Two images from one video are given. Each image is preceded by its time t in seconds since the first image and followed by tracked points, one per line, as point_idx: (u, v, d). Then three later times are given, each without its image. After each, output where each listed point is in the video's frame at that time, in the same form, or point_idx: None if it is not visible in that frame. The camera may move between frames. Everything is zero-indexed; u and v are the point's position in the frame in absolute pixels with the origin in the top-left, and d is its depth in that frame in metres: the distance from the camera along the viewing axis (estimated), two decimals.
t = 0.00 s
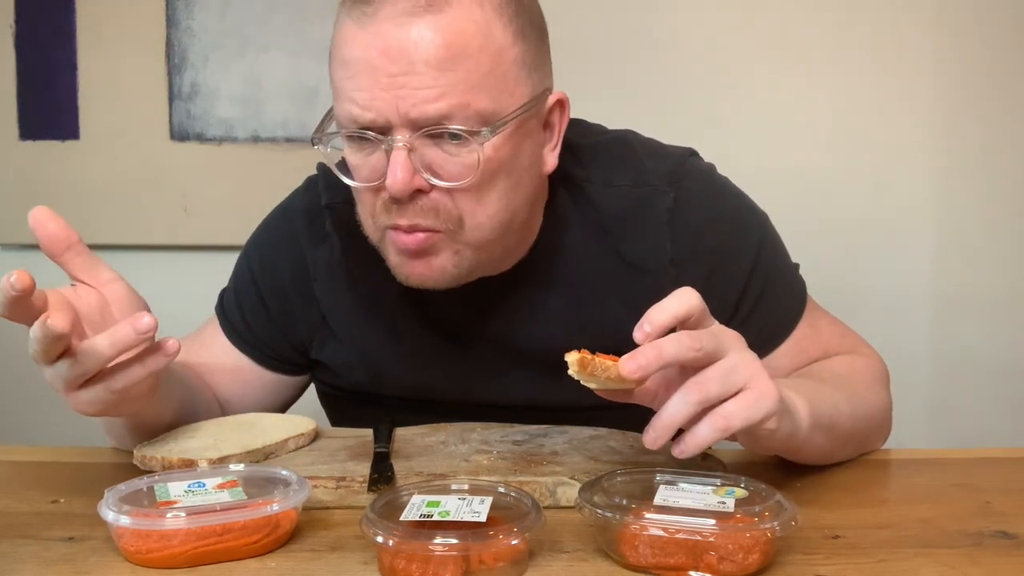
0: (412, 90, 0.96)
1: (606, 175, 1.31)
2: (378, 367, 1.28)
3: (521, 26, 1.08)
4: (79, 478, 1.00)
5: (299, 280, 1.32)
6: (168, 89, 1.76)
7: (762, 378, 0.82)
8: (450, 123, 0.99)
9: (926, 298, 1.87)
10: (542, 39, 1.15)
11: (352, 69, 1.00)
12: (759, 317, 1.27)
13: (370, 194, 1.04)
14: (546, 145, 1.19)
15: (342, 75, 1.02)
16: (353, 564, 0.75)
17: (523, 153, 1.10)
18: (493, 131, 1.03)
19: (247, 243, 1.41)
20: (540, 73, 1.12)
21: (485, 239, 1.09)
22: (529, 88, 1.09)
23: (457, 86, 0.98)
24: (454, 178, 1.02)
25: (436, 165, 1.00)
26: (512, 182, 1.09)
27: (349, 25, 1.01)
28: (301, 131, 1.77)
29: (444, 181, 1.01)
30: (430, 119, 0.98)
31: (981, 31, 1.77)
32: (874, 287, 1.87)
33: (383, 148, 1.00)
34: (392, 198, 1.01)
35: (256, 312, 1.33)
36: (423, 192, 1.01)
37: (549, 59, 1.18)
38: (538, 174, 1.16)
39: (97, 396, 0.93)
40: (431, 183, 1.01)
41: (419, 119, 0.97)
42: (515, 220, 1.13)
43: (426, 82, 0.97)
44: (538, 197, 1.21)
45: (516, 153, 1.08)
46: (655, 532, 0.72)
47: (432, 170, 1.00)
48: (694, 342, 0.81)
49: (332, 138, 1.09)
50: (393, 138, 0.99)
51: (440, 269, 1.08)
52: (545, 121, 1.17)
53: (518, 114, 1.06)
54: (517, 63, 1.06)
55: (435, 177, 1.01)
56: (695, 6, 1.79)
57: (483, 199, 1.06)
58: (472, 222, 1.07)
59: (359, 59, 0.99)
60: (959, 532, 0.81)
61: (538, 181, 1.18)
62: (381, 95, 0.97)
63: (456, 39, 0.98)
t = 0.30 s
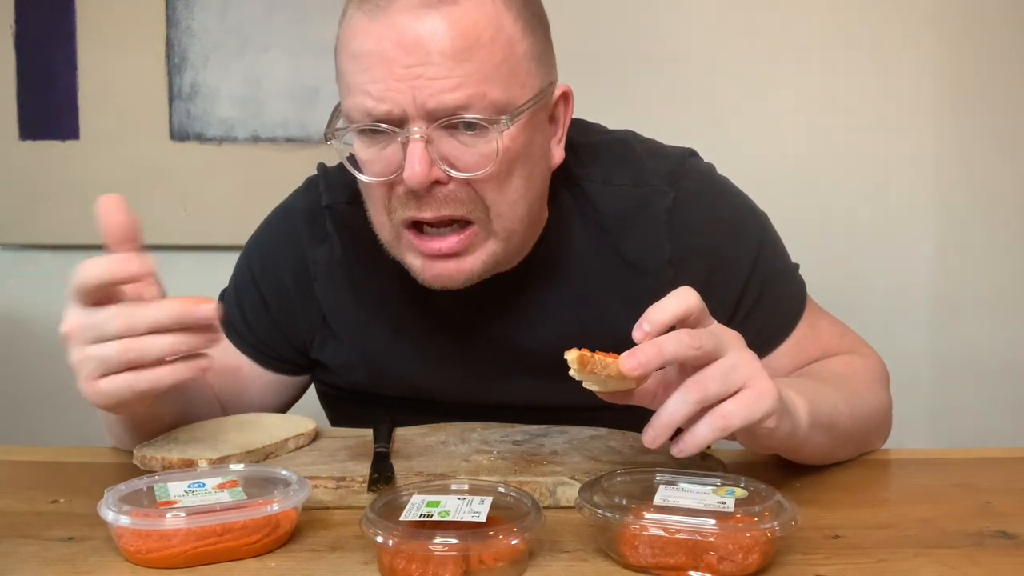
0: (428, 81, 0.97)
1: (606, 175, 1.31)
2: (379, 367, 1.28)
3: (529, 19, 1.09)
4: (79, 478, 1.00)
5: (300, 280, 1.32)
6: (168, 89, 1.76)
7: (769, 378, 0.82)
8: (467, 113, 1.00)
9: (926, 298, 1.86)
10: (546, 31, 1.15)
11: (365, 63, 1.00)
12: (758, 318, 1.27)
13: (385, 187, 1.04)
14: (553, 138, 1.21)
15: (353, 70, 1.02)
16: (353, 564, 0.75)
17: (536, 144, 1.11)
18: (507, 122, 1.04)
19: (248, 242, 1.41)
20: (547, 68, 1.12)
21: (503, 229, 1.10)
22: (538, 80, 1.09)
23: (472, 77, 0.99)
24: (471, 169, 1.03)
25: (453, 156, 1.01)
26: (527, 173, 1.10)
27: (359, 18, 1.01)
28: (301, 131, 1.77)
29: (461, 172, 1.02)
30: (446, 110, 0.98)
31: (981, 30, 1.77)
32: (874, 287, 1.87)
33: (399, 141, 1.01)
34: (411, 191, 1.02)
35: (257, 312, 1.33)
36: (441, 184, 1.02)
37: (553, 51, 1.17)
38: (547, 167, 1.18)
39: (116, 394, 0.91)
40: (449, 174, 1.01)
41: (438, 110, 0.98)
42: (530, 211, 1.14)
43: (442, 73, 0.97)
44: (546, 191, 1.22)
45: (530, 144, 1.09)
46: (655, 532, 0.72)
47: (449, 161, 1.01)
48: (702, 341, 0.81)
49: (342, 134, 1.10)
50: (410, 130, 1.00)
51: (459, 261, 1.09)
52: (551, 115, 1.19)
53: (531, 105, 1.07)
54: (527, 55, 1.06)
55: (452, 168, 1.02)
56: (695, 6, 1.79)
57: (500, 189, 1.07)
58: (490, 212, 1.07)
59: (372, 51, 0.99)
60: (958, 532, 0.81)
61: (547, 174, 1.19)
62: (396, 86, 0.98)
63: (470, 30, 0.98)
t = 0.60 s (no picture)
0: (409, 81, 0.96)
1: (605, 174, 1.31)
2: (378, 366, 1.27)
3: (523, 22, 1.09)
4: (80, 478, 1.00)
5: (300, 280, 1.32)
6: (168, 89, 1.76)
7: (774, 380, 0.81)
8: (446, 115, 0.99)
9: (927, 298, 1.86)
10: (545, 38, 1.16)
11: (352, 61, 1.00)
12: (757, 318, 1.27)
13: (365, 185, 1.03)
14: (546, 141, 1.20)
15: (342, 66, 1.02)
16: (353, 564, 0.75)
17: (522, 147, 1.10)
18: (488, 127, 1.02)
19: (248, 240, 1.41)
20: (540, 71, 1.13)
21: (484, 232, 1.08)
22: (528, 85, 1.09)
23: (455, 79, 0.98)
24: (450, 170, 1.02)
25: (432, 157, 1.00)
26: (510, 176, 1.09)
27: (350, 16, 1.01)
28: (301, 131, 1.77)
29: (438, 174, 1.01)
30: (426, 111, 0.97)
31: (981, 29, 1.77)
32: (874, 286, 1.87)
33: (380, 139, 1.00)
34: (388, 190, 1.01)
35: (254, 311, 1.33)
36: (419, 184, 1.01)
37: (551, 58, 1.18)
38: (536, 170, 1.17)
39: (136, 363, 0.87)
40: (428, 175, 1.00)
41: (415, 111, 0.97)
42: (512, 214, 1.12)
43: (424, 74, 0.96)
44: (538, 195, 1.21)
45: (514, 147, 1.08)
46: (655, 532, 0.72)
47: (428, 162, 1.00)
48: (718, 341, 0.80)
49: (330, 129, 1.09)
50: (390, 129, 0.99)
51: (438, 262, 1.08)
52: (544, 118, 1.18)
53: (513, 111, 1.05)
54: (514, 61, 1.05)
55: (431, 169, 1.01)
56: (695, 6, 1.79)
57: (482, 191, 1.06)
58: (470, 215, 1.06)
59: (359, 50, 0.99)
60: (958, 531, 0.81)
61: (536, 178, 1.17)
62: (379, 85, 0.97)
63: (455, 32, 0.98)
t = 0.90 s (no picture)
0: (465, 56, 1.00)
1: (612, 175, 1.33)
2: (376, 366, 1.27)
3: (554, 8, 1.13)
4: (80, 478, 1.00)
5: (297, 281, 1.32)
6: (168, 89, 1.76)
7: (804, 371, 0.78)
8: (500, 87, 1.02)
9: (926, 298, 1.87)
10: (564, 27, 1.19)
11: (397, 42, 1.02)
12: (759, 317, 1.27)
13: (412, 165, 1.05)
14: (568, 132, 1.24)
15: (381, 49, 1.04)
16: (353, 564, 0.75)
17: (558, 130, 1.13)
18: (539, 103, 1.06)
19: (241, 244, 1.41)
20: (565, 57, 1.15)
21: (526, 213, 1.10)
22: (562, 66, 1.12)
23: (508, 54, 1.02)
24: (503, 144, 1.03)
25: (487, 131, 1.02)
26: (549, 159, 1.11)
27: None
28: (301, 130, 1.77)
29: (493, 147, 1.03)
30: (482, 84, 1.01)
31: (981, 29, 1.77)
32: (874, 286, 1.87)
33: (433, 115, 1.02)
34: (442, 167, 1.02)
35: (249, 314, 1.33)
36: (474, 159, 1.03)
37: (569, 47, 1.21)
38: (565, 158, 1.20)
39: (97, 402, 0.93)
40: (481, 149, 1.02)
41: (473, 84, 1.00)
42: (548, 196, 1.14)
43: (480, 49, 1.00)
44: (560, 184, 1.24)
45: (554, 129, 1.11)
46: (655, 532, 0.72)
47: (483, 136, 1.02)
48: (751, 329, 0.76)
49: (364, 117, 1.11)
50: (444, 103, 1.01)
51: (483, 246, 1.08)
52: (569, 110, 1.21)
53: (557, 88, 1.09)
54: (554, 42, 1.10)
55: (486, 143, 1.03)
56: (696, 7, 1.79)
57: (526, 171, 1.07)
58: (514, 194, 1.07)
59: (404, 28, 1.01)
60: (959, 532, 0.81)
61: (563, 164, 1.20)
62: (433, 61, 1.00)
63: (506, 10, 1.02)
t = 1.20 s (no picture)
0: (464, 58, 0.99)
1: (612, 177, 1.33)
2: (376, 367, 1.27)
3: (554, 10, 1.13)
4: (80, 478, 1.00)
5: (296, 282, 1.31)
6: (168, 89, 1.76)
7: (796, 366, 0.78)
8: (500, 89, 1.02)
9: (926, 298, 1.87)
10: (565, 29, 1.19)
11: (397, 43, 1.02)
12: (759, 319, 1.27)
13: (412, 167, 1.05)
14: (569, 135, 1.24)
15: (381, 51, 1.04)
16: (353, 564, 0.75)
17: (559, 131, 1.13)
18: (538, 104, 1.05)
19: (241, 245, 1.41)
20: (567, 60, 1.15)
21: (526, 215, 1.10)
22: (563, 68, 1.12)
23: (507, 56, 1.02)
24: (503, 146, 1.03)
25: (487, 134, 1.02)
26: (550, 160, 1.11)
27: None
28: (301, 130, 1.77)
29: (494, 149, 1.03)
30: (481, 86, 1.01)
31: (981, 29, 1.77)
32: (874, 286, 1.86)
33: (432, 117, 1.02)
34: (442, 169, 1.02)
35: (249, 315, 1.33)
36: (474, 161, 1.03)
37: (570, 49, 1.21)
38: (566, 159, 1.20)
39: (102, 395, 0.94)
40: (481, 152, 1.02)
41: (473, 87, 1.00)
42: (550, 197, 1.14)
43: (479, 50, 1.00)
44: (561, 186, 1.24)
45: (555, 130, 1.11)
46: (655, 532, 0.72)
47: (482, 139, 1.02)
48: (743, 324, 0.76)
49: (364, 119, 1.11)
50: (443, 105, 1.01)
51: (484, 249, 1.08)
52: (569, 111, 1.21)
53: (557, 90, 1.09)
54: (554, 43, 1.10)
55: (486, 146, 1.03)
56: (696, 6, 1.79)
57: (526, 172, 1.07)
58: (515, 196, 1.07)
59: (403, 30, 1.01)
60: (959, 532, 0.81)
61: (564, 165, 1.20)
62: (432, 63, 1.00)
63: (506, 12, 1.02)
